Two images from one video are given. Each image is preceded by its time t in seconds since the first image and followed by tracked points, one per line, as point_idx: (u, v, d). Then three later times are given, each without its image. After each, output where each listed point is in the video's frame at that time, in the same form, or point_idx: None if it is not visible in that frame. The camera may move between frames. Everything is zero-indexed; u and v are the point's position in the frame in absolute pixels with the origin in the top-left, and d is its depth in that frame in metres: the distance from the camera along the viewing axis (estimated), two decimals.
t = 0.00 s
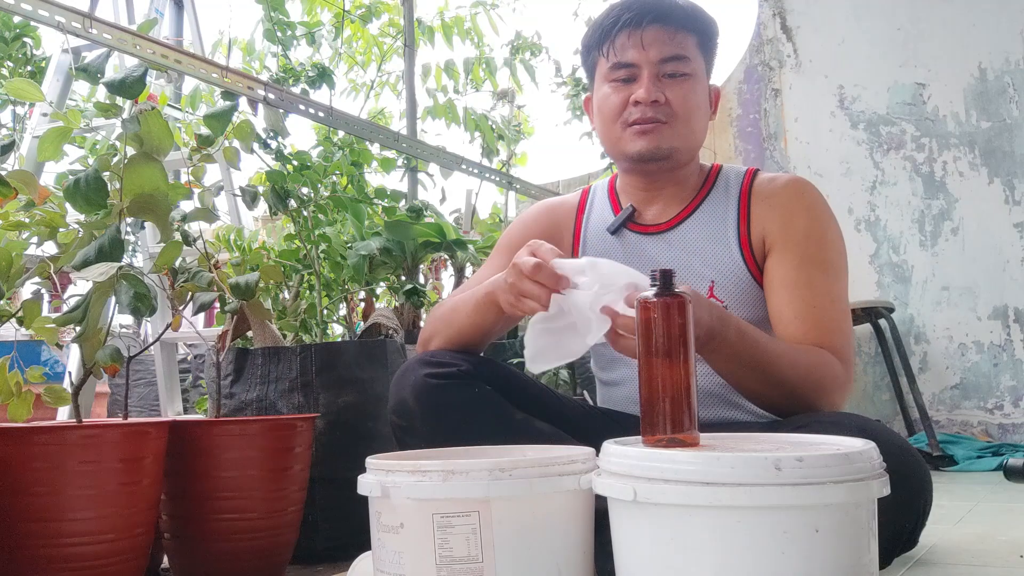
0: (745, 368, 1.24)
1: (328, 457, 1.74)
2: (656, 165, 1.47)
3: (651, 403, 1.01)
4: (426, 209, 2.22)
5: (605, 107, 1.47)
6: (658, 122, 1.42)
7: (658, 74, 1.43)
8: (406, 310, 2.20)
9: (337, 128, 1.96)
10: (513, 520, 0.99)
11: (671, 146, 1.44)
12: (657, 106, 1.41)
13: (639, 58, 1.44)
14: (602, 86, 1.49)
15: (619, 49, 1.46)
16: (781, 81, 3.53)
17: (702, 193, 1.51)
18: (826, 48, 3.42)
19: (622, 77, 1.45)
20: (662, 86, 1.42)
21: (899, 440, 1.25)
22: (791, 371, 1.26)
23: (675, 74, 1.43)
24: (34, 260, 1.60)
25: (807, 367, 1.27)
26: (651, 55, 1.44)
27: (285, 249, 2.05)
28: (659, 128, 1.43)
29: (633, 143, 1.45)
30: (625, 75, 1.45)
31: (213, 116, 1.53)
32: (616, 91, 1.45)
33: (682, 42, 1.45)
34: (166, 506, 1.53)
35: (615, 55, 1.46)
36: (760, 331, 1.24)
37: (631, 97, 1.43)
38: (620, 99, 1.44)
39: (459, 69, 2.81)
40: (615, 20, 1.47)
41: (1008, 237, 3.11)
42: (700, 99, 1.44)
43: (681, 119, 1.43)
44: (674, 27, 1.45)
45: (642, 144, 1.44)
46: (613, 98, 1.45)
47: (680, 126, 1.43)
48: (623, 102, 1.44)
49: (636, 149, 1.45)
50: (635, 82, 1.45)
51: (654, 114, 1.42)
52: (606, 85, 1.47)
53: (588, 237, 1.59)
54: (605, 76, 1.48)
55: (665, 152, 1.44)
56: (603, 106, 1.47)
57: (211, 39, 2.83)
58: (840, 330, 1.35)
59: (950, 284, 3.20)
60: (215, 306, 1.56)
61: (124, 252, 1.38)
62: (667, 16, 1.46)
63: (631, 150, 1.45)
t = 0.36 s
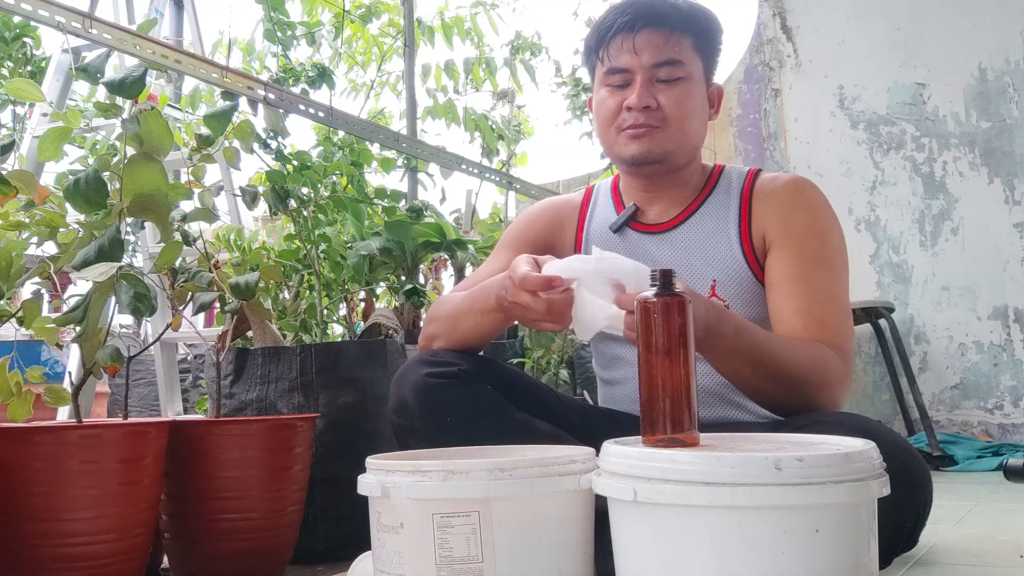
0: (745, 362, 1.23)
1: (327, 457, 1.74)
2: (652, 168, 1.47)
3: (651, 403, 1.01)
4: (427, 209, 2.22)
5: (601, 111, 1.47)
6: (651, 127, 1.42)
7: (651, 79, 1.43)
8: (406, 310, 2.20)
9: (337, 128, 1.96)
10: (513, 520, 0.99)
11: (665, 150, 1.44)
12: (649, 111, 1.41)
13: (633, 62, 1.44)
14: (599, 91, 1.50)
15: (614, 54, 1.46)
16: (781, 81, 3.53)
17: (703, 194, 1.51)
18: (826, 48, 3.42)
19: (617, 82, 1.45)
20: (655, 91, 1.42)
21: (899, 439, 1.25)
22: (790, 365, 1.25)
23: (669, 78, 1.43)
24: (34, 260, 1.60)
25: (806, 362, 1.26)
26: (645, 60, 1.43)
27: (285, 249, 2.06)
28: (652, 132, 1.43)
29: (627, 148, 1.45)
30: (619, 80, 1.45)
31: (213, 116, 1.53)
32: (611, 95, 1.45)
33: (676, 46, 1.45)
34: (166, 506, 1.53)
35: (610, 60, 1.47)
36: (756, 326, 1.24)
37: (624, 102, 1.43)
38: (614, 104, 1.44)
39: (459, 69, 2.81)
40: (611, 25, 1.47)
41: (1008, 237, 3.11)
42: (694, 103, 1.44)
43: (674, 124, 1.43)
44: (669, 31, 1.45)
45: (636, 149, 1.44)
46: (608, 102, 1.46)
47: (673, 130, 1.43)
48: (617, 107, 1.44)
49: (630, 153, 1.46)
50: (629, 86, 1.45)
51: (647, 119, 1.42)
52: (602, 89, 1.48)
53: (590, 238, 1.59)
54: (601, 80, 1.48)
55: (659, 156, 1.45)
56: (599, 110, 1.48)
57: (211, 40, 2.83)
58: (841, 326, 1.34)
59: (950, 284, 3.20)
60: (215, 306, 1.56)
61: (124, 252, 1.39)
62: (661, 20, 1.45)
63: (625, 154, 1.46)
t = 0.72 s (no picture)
0: (743, 363, 1.22)
1: (327, 457, 1.74)
2: (648, 169, 1.47)
3: (651, 403, 1.01)
4: (427, 209, 2.22)
5: (597, 112, 1.47)
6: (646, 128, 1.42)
7: (646, 80, 1.43)
8: (406, 310, 2.20)
9: (337, 128, 1.96)
10: (513, 520, 0.99)
11: (661, 150, 1.44)
12: (645, 112, 1.41)
13: (628, 63, 1.44)
14: (594, 92, 1.50)
15: (609, 56, 1.46)
16: (781, 81, 3.53)
17: (700, 195, 1.51)
18: (826, 48, 3.42)
19: (612, 83, 1.45)
20: (651, 91, 1.42)
21: (899, 439, 1.25)
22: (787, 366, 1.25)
23: (664, 78, 1.43)
24: (34, 260, 1.60)
25: (799, 363, 1.26)
26: (640, 61, 1.43)
27: (285, 249, 2.05)
28: (648, 133, 1.43)
29: (624, 149, 1.45)
30: (615, 80, 1.45)
31: (213, 116, 1.53)
32: (607, 96, 1.45)
33: (672, 46, 1.45)
34: (166, 506, 1.53)
35: (606, 62, 1.47)
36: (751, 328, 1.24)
37: (620, 103, 1.43)
38: (610, 106, 1.44)
39: (459, 69, 2.81)
40: (605, 27, 1.47)
41: (1008, 237, 3.11)
42: (690, 103, 1.44)
43: (670, 124, 1.42)
44: (664, 32, 1.45)
45: (632, 150, 1.44)
46: (603, 103, 1.46)
47: (669, 130, 1.43)
48: (613, 108, 1.44)
49: (627, 154, 1.46)
50: (625, 87, 1.45)
51: (643, 120, 1.42)
52: (597, 91, 1.48)
53: (589, 238, 1.59)
54: (597, 82, 1.48)
55: (655, 156, 1.44)
56: (595, 111, 1.48)
57: (211, 40, 2.84)
58: (834, 328, 1.34)
59: (951, 284, 3.21)
60: (215, 306, 1.56)
61: (124, 252, 1.39)
62: (656, 21, 1.45)
63: (622, 155, 1.46)
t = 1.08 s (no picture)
0: (746, 359, 1.23)
1: (327, 456, 1.74)
2: (654, 168, 1.47)
3: (651, 403, 1.01)
4: (426, 209, 2.22)
5: (605, 110, 1.47)
6: (655, 127, 1.42)
7: (657, 78, 1.43)
8: (406, 310, 2.20)
9: (337, 128, 1.96)
10: (513, 520, 0.99)
11: (669, 150, 1.44)
12: (655, 111, 1.41)
13: (639, 61, 1.44)
14: (603, 89, 1.49)
15: (619, 52, 1.46)
16: (781, 81, 3.53)
17: (702, 194, 1.51)
18: (826, 48, 3.42)
19: (622, 81, 1.45)
20: (661, 90, 1.42)
21: (898, 439, 1.25)
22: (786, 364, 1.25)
23: (674, 78, 1.43)
24: (34, 259, 1.60)
25: (802, 361, 1.26)
26: (651, 59, 1.43)
27: (285, 249, 2.06)
28: (657, 132, 1.43)
29: (631, 147, 1.45)
30: (625, 78, 1.45)
31: (213, 115, 1.53)
32: (616, 94, 1.45)
33: (682, 46, 1.45)
34: (166, 506, 1.53)
35: (615, 59, 1.46)
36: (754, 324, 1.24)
37: (630, 101, 1.43)
38: (619, 103, 1.44)
39: (459, 69, 2.81)
40: (616, 24, 1.47)
41: (1008, 237, 3.11)
42: (699, 103, 1.44)
43: (679, 124, 1.43)
44: (675, 31, 1.45)
45: (640, 149, 1.44)
46: (611, 101, 1.45)
47: (677, 130, 1.43)
48: (622, 106, 1.44)
49: (633, 153, 1.45)
50: (634, 85, 1.45)
51: (652, 118, 1.42)
52: (606, 87, 1.47)
53: (590, 238, 1.59)
54: (606, 79, 1.48)
55: (663, 156, 1.44)
56: (602, 109, 1.48)
57: (211, 40, 2.84)
58: (836, 329, 1.34)
59: (950, 284, 3.21)
60: (215, 306, 1.56)
61: (124, 252, 1.39)
62: (668, 19, 1.45)
63: (629, 154, 1.46)
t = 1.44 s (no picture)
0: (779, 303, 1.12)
1: (327, 456, 1.74)
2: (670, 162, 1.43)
3: (651, 403, 1.01)
4: (426, 209, 2.22)
5: (624, 100, 1.43)
6: (677, 119, 1.38)
7: (682, 71, 1.40)
8: (406, 310, 2.19)
9: (337, 128, 1.96)
10: (513, 520, 0.99)
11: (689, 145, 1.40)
12: (679, 103, 1.38)
13: (665, 52, 1.41)
14: (624, 78, 1.45)
15: (645, 43, 1.43)
16: (781, 81, 3.53)
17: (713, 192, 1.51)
18: (826, 48, 3.42)
19: (645, 70, 1.41)
20: (685, 84, 1.39)
21: (899, 439, 1.25)
22: (828, 316, 1.15)
23: (700, 72, 1.40)
24: (34, 259, 1.60)
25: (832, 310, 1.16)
26: (678, 51, 1.41)
27: (285, 249, 2.06)
28: (678, 125, 1.39)
29: (650, 139, 1.40)
30: (648, 68, 1.41)
31: (213, 116, 1.53)
32: (637, 84, 1.41)
33: (708, 43, 1.43)
34: (166, 506, 1.53)
35: (641, 49, 1.43)
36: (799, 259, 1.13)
37: (653, 91, 1.39)
38: (641, 93, 1.40)
39: (459, 69, 2.81)
40: (643, 15, 1.45)
41: (1008, 236, 3.12)
42: (722, 101, 1.41)
43: (702, 119, 1.39)
44: (702, 28, 1.43)
45: (659, 140, 1.40)
46: (632, 91, 1.41)
47: (700, 125, 1.39)
48: (644, 97, 1.40)
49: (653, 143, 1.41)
50: (657, 77, 1.41)
51: (675, 111, 1.38)
52: (628, 76, 1.43)
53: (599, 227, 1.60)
54: (628, 68, 1.44)
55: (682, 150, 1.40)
56: (622, 98, 1.43)
57: (212, 40, 2.84)
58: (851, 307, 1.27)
59: (950, 284, 3.21)
60: (216, 306, 1.56)
61: (124, 252, 1.39)
62: (697, 16, 1.44)
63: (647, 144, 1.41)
